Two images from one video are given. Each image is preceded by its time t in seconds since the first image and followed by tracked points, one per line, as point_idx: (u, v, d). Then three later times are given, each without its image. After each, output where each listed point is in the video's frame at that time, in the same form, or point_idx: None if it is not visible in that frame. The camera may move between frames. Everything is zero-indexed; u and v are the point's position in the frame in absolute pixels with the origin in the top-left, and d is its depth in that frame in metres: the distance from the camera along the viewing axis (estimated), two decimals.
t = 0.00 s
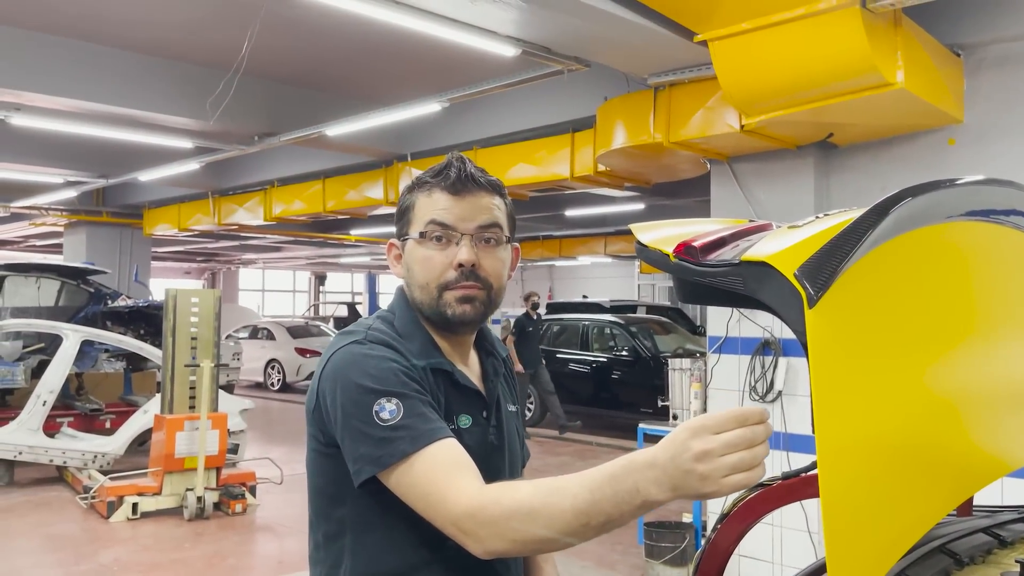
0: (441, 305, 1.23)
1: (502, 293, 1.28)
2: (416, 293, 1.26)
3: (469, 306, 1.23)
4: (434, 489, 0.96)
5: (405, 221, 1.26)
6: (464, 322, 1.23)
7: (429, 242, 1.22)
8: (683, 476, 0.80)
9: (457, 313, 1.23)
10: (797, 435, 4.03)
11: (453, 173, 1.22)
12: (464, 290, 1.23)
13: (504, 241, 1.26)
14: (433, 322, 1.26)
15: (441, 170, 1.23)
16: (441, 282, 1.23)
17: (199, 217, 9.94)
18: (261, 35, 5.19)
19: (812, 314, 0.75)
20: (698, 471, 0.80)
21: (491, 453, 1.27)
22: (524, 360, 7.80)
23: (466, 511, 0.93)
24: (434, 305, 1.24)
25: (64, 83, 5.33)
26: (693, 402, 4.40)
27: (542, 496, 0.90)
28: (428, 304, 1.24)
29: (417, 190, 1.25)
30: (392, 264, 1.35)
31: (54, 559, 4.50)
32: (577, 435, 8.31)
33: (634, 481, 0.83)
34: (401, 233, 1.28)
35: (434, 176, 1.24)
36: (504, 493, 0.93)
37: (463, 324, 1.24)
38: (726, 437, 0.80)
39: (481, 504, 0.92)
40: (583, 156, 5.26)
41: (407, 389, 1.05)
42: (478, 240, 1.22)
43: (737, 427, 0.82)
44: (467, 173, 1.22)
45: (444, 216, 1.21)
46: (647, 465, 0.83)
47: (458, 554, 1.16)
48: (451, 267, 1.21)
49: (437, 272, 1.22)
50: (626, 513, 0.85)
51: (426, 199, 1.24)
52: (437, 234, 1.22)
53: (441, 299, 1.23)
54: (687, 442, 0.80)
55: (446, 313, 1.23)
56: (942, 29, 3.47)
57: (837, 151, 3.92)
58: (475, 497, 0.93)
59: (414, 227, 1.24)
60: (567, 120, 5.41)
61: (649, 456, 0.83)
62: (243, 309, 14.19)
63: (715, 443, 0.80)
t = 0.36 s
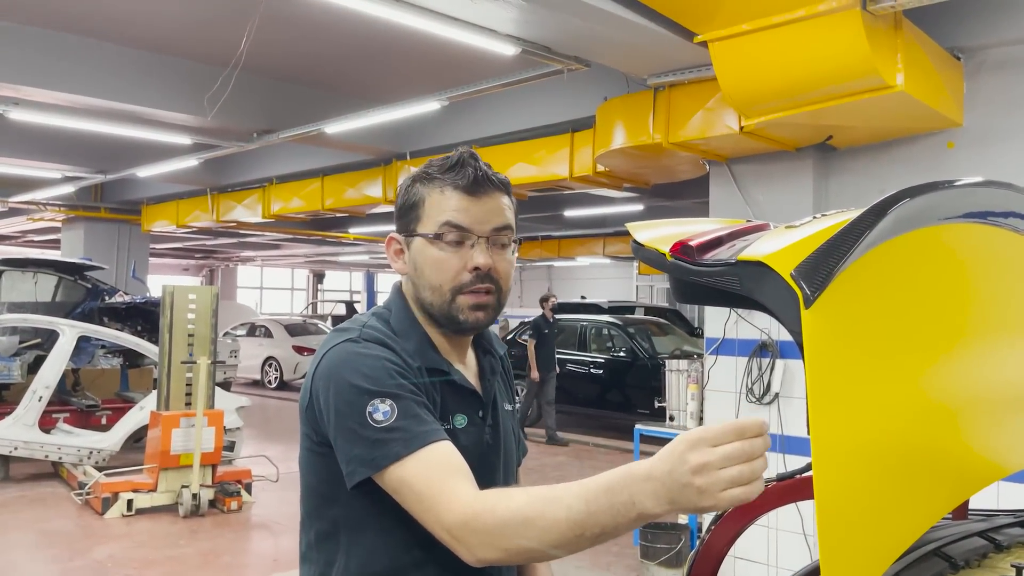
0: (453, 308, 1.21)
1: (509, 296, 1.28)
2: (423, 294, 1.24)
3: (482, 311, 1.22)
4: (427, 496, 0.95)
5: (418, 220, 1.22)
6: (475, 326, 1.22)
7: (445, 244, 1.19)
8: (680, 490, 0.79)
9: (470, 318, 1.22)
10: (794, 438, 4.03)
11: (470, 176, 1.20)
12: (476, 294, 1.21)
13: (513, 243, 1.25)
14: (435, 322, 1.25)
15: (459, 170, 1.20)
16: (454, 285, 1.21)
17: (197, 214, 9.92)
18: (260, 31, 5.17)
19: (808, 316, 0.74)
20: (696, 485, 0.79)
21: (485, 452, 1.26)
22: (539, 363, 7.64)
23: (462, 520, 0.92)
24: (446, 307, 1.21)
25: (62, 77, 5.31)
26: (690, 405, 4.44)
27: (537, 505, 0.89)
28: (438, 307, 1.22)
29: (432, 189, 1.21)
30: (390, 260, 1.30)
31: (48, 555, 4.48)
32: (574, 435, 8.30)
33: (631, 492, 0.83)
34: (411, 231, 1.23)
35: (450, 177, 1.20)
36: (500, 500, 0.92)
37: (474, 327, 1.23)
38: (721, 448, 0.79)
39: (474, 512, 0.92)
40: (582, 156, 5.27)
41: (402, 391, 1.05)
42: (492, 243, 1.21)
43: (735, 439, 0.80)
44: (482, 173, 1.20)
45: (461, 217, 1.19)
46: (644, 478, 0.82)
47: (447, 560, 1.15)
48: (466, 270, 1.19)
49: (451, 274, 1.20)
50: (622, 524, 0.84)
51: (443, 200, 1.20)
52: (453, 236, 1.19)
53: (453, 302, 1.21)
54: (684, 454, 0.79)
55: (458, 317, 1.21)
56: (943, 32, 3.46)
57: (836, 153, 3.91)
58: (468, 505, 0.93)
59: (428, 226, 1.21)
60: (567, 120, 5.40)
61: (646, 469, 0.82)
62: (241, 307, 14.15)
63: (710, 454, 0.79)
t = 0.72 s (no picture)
0: (456, 310, 1.19)
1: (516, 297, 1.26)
2: (425, 293, 1.21)
3: (487, 312, 1.19)
4: (440, 525, 0.91)
5: (425, 215, 1.19)
6: (480, 329, 1.20)
7: (452, 242, 1.17)
8: (711, 532, 0.77)
9: (474, 319, 1.19)
10: (786, 440, 4.04)
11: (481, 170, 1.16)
12: (482, 295, 1.19)
13: (523, 243, 1.23)
14: (439, 323, 1.22)
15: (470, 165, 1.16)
16: (459, 286, 1.19)
17: (190, 209, 9.85)
18: (256, 26, 5.15)
19: (805, 321, 0.74)
20: (730, 529, 0.76)
21: (484, 457, 1.26)
22: (552, 359, 7.48)
23: (471, 552, 0.87)
24: (449, 308, 1.19)
25: (55, 70, 5.27)
26: (681, 406, 4.55)
27: (558, 540, 0.85)
28: (440, 308, 1.20)
29: (440, 183, 1.18)
30: (393, 256, 1.27)
31: (35, 550, 4.45)
32: (565, 435, 8.30)
33: (656, 531, 0.80)
34: (416, 226, 1.21)
35: (462, 172, 1.17)
36: (518, 534, 0.87)
37: (478, 330, 1.21)
38: (762, 495, 0.77)
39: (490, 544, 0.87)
40: (576, 156, 5.29)
41: (413, 407, 1.00)
42: (502, 242, 1.19)
43: (771, 484, 0.78)
44: (495, 168, 1.17)
45: (469, 215, 1.16)
46: (673, 514, 0.79)
47: (437, 571, 1.15)
48: (471, 271, 1.17)
49: (456, 274, 1.18)
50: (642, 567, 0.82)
51: (452, 195, 1.17)
52: (460, 234, 1.17)
53: (457, 303, 1.19)
54: (719, 498, 0.77)
55: (461, 320, 1.19)
56: (939, 37, 3.47)
57: (830, 156, 3.92)
58: (483, 537, 0.88)
59: (434, 223, 1.18)
60: (562, 119, 5.39)
61: (674, 507, 0.79)
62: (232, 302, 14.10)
63: (749, 501, 0.77)
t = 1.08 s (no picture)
0: (482, 318, 1.06)
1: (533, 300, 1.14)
2: (439, 299, 1.07)
3: (512, 319, 1.07)
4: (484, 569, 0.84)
5: (441, 210, 1.04)
6: (502, 337, 1.08)
7: (476, 243, 1.03)
8: None
9: (498, 326, 1.07)
10: (761, 438, 4.07)
11: (509, 161, 1.03)
12: (509, 301, 1.07)
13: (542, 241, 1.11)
14: (455, 331, 1.09)
15: (493, 155, 1.03)
16: (485, 292, 1.05)
17: (166, 200, 9.71)
18: (235, 15, 5.08)
19: (785, 321, 0.74)
20: None
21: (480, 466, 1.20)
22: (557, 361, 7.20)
23: None
24: (471, 316, 1.06)
25: (28, 55, 5.16)
26: (658, 403, 4.54)
27: None
28: (460, 316, 1.06)
29: (459, 174, 1.03)
30: (392, 252, 1.10)
31: (3, 544, 4.37)
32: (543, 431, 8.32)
33: None
34: (430, 222, 1.06)
35: (484, 160, 1.03)
36: None
37: (500, 339, 1.08)
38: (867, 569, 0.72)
39: None
40: (557, 152, 5.27)
41: (438, 428, 0.93)
42: (527, 243, 1.06)
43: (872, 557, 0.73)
44: (518, 159, 1.04)
45: (496, 213, 1.03)
46: None
47: None
48: (498, 275, 1.04)
49: (480, 280, 1.04)
50: None
51: (475, 190, 1.03)
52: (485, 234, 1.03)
53: (482, 311, 1.05)
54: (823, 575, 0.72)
55: (485, 328, 1.07)
56: (917, 39, 3.51)
57: (809, 156, 3.95)
58: None
59: (453, 220, 1.04)
60: (544, 115, 5.38)
61: None
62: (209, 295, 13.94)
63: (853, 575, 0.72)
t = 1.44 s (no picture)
0: (487, 324, 0.98)
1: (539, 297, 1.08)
2: (439, 302, 0.99)
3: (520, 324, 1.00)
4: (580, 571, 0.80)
5: (446, 205, 0.95)
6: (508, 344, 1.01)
7: (485, 244, 0.94)
8: None
9: (506, 332, 0.99)
10: (714, 426, 4.12)
11: (525, 151, 0.94)
12: (517, 305, 0.99)
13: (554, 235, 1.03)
14: (459, 333, 1.01)
15: (508, 144, 0.93)
16: (493, 296, 0.97)
17: (117, 182, 9.39)
18: None
19: (733, 304, 0.74)
20: None
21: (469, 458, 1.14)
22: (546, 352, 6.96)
23: None
24: (477, 321, 0.98)
25: None
26: (615, 391, 4.60)
27: None
28: (464, 319, 0.98)
29: (468, 166, 0.93)
30: (384, 247, 1.02)
31: None
32: (501, 420, 8.32)
33: None
34: (434, 218, 0.96)
35: (497, 151, 0.93)
36: None
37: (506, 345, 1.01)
38: None
39: None
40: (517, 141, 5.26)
41: (486, 435, 0.88)
42: (538, 242, 0.99)
43: None
44: (534, 151, 0.95)
45: (510, 212, 0.94)
46: None
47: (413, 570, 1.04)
48: (508, 277, 0.97)
49: (488, 283, 0.97)
50: None
51: (487, 184, 0.93)
52: (495, 232, 0.95)
53: (488, 316, 0.98)
54: None
55: (490, 335, 0.99)
56: (871, 36, 3.58)
57: (766, 149, 4.00)
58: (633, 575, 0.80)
59: (461, 218, 0.94)
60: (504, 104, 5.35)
61: None
62: (161, 282, 13.59)
63: None
